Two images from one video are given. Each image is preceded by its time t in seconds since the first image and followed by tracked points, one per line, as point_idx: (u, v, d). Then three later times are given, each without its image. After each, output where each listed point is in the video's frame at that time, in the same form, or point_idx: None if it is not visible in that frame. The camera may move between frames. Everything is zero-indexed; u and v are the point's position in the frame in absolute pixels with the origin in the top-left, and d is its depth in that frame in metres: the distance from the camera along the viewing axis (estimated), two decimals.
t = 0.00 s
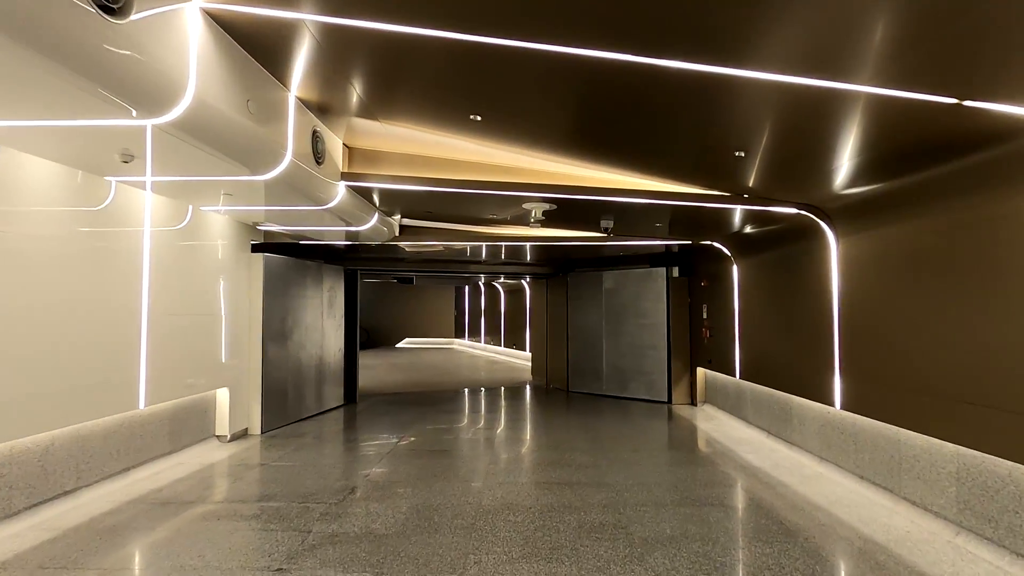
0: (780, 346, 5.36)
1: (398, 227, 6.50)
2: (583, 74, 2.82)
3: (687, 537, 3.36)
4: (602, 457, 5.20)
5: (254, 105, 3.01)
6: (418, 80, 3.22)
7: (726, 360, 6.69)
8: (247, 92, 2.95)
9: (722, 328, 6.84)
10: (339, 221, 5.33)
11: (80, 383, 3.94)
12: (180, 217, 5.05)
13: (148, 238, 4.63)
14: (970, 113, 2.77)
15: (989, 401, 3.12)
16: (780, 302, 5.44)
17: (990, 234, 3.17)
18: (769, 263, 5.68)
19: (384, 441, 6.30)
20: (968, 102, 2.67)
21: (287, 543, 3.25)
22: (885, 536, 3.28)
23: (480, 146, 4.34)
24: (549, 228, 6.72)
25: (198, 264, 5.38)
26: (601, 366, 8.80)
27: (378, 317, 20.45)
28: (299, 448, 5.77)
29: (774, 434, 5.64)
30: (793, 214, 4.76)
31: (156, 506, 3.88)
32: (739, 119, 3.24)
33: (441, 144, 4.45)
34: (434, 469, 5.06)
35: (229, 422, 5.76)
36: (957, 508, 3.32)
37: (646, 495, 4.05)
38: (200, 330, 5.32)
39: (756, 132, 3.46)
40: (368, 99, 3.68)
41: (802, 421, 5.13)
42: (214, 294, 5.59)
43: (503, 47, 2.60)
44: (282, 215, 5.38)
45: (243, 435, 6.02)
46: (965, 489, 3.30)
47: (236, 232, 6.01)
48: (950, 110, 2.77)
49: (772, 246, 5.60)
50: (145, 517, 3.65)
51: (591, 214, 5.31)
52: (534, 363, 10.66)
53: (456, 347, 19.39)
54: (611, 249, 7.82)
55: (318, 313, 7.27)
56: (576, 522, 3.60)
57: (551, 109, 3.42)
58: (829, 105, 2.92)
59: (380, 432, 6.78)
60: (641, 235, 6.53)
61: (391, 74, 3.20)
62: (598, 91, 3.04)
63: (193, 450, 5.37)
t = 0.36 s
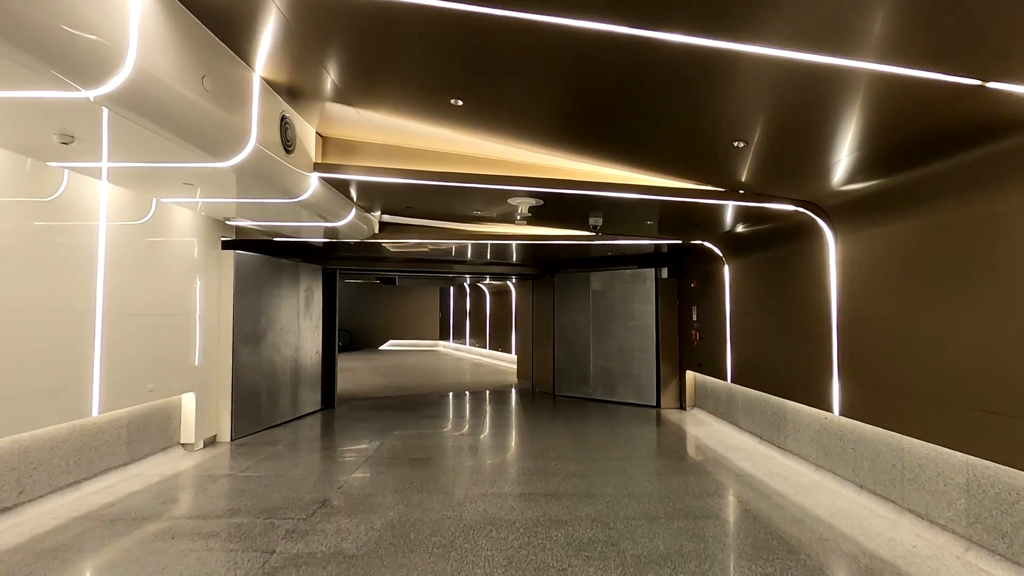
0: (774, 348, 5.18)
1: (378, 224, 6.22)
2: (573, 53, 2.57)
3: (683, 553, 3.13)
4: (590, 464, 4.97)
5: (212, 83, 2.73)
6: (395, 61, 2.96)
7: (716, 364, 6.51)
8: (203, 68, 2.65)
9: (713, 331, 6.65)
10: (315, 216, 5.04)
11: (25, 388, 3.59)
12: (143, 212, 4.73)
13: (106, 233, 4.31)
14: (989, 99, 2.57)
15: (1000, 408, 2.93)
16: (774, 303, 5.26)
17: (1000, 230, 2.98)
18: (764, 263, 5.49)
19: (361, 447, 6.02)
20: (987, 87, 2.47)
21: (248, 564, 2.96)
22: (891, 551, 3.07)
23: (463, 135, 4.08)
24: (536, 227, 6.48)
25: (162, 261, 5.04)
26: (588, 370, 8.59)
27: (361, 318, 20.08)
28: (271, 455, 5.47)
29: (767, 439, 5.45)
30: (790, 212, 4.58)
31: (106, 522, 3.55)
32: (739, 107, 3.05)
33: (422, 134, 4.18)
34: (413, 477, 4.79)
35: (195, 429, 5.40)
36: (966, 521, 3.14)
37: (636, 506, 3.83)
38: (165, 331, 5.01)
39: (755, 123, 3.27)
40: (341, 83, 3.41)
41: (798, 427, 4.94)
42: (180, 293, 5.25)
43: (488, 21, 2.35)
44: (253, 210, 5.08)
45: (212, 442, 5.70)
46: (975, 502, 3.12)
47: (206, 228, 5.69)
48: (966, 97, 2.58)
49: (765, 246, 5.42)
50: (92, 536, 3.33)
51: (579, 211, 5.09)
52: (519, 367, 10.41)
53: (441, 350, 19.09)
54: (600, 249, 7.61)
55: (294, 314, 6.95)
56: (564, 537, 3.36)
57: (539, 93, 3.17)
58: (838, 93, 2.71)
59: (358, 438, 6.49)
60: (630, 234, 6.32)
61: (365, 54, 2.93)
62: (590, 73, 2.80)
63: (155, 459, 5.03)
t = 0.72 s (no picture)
0: (770, 357, 5.01)
1: (359, 224, 5.94)
2: (568, 35, 2.34)
3: None
4: (580, 476, 4.73)
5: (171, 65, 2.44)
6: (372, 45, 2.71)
7: (709, 371, 6.32)
8: (156, 45, 2.37)
9: (705, 337, 6.46)
10: (291, 215, 4.75)
11: None
12: (104, 209, 4.41)
13: (60, 231, 3.99)
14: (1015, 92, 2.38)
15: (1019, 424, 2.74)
16: (770, 309, 5.08)
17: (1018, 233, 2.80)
18: (760, 268, 5.31)
19: (339, 458, 5.71)
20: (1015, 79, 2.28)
21: None
22: None
23: (447, 129, 3.82)
24: (524, 228, 6.25)
25: (125, 262, 4.71)
26: (577, 376, 8.36)
27: (345, 322, 19.68)
28: (242, 467, 5.16)
29: (764, 451, 5.25)
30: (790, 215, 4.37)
31: (50, 548, 3.23)
32: (743, 100, 2.84)
33: (404, 127, 3.91)
34: (392, 489, 4.52)
35: (160, 441, 5.07)
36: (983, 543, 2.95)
37: (630, 525, 3.60)
38: (127, 337, 4.68)
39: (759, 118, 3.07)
40: (315, 70, 3.14)
41: (796, 438, 4.75)
42: (144, 296, 4.92)
43: None
44: (224, 207, 4.78)
45: (179, 454, 5.36)
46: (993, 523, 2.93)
47: (175, 227, 5.37)
48: (991, 89, 2.39)
49: (762, 251, 5.24)
50: (33, 564, 3.01)
51: (569, 212, 4.86)
52: (506, 373, 10.16)
53: (426, 355, 18.79)
54: (589, 252, 7.40)
55: (270, 318, 6.63)
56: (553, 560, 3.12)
57: (528, 82, 2.93)
58: (853, 84, 2.51)
59: (337, 447, 6.19)
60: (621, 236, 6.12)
61: (339, 38, 2.68)
62: (585, 59, 2.57)
63: (115, 473, 4.69)
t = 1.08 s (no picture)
0: (766, 358, 4.79)
1: (335, 218, 5.63)
2: None
3: None
4: (568, 483, 4.46)
5: (103, 27, 2.13)
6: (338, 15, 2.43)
7: (701, 373, 6.10)
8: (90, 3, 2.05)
9: (697, 338, 6.24)
10: (259, 206, 4.44)
11: None
12: (54, 199, 4.06)
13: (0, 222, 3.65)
14: None
15: None
16: (766, 308, 4.86)
17: None
18: (756, 265, 5.08)
19: (313, 465, 5.39)
20: None
21: None
22: None
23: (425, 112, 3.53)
24: (509, 224, 5.98)
25: (79, 257, 4.36)
26: (564, 379, 8.11)
27: (328, 323, 19.27)
28: (207, 476, 4.82)
29: (759, 457, 5.02)
30: (789, 209, 4.15)
31: None
32: (744, 78, 2.59)
33: (378, 110, 3.61)
34: (367, 500, 4.22)
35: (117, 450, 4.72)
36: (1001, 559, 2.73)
37: (621, 539, 3.34)
38: (81, 339, 4.33)
39: (759, 101, 2.83)
40: (277, 45, 2.85)
41: (793, 444, 4.53)
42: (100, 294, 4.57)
43: None
44: (187, 197, 4.45)
45: (140, 462, 5.00)
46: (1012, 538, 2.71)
47: (135, 220, 5.02)
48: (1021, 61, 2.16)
49: (756, 247, 5.03)
50: None
51: (556, 205, 4.61)
52: (492, 375, 9.88)
53: (412, 356, 18.45)
54: (577, 250, 7.16)
55: (242, 318, 6.29)
56: None
57: (512, 58, 2.66)
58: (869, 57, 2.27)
59: (312, 453, 5.87)
60: (610, 232, 5.88)
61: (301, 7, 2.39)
62: (575, 29, 2.30)
63: (66, 484, 4.34)
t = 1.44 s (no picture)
0: (770, 359, 4.55)
1: (315, 211, 5.34)
2: None
3: None
4: (562, 492, 4.19)
5: None
6: None
7: (700, 374, 5.86)
8: None
9: (695, 338, 5.99)
10: (231, 196, 4.14)
11: None
12: (6, 189, 3.73)
13: None
14: None
15: None
16: (770, 307, 4.62)
17: None
18: (759, 262, 4.83)
19: (292, 471, 5.09)
20: None
21: None
22: None
23: (406, 92, 3.22)
24: (500, 218, 5.70)
25: (35, 251, 4.02)
26: (557, 380, 7.86)
27: (317, 322, 18.89)
28: (177, 485, 4.51)
29: (761, 463, 4.79)
30: (798, 202, 3.90)
31: None
32: (762, 58, 2.32)
33: (357, 90, 3.30)
34: (346, 509, 3.93)
35: (78, 458, 4.40)
36: None
37: (619, 557, 3.08)
38: (36, 339, 4.00)
39: (776, 85, 2.56)
40: (241, 18, 2.55)
41: (798, 450, 4.29)
42: (59, 291, 4.24)
43: None
44: (151, 185, 4.13)
45: (104, 471, 4.68)
46: None
47: (99, 211, 4.68)
48: None
49: (760, 243, 4.78)
50: None
51: (550, 198, 4.34)
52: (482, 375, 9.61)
53: (402, 356, 18.15)
54: (571, 247, 6.89)
55: (218, 317, 5.98)
56: None
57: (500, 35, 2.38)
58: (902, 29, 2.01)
59: (292, 458, 5.57)
60: (606, 227, 5.62)
61: None
62: None
63: (20, 496, 4.02)
